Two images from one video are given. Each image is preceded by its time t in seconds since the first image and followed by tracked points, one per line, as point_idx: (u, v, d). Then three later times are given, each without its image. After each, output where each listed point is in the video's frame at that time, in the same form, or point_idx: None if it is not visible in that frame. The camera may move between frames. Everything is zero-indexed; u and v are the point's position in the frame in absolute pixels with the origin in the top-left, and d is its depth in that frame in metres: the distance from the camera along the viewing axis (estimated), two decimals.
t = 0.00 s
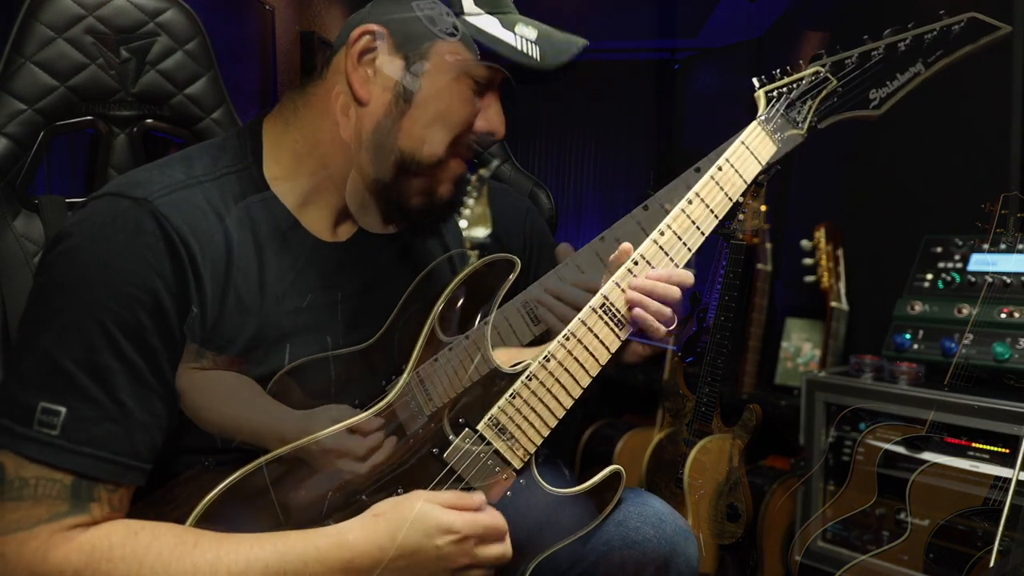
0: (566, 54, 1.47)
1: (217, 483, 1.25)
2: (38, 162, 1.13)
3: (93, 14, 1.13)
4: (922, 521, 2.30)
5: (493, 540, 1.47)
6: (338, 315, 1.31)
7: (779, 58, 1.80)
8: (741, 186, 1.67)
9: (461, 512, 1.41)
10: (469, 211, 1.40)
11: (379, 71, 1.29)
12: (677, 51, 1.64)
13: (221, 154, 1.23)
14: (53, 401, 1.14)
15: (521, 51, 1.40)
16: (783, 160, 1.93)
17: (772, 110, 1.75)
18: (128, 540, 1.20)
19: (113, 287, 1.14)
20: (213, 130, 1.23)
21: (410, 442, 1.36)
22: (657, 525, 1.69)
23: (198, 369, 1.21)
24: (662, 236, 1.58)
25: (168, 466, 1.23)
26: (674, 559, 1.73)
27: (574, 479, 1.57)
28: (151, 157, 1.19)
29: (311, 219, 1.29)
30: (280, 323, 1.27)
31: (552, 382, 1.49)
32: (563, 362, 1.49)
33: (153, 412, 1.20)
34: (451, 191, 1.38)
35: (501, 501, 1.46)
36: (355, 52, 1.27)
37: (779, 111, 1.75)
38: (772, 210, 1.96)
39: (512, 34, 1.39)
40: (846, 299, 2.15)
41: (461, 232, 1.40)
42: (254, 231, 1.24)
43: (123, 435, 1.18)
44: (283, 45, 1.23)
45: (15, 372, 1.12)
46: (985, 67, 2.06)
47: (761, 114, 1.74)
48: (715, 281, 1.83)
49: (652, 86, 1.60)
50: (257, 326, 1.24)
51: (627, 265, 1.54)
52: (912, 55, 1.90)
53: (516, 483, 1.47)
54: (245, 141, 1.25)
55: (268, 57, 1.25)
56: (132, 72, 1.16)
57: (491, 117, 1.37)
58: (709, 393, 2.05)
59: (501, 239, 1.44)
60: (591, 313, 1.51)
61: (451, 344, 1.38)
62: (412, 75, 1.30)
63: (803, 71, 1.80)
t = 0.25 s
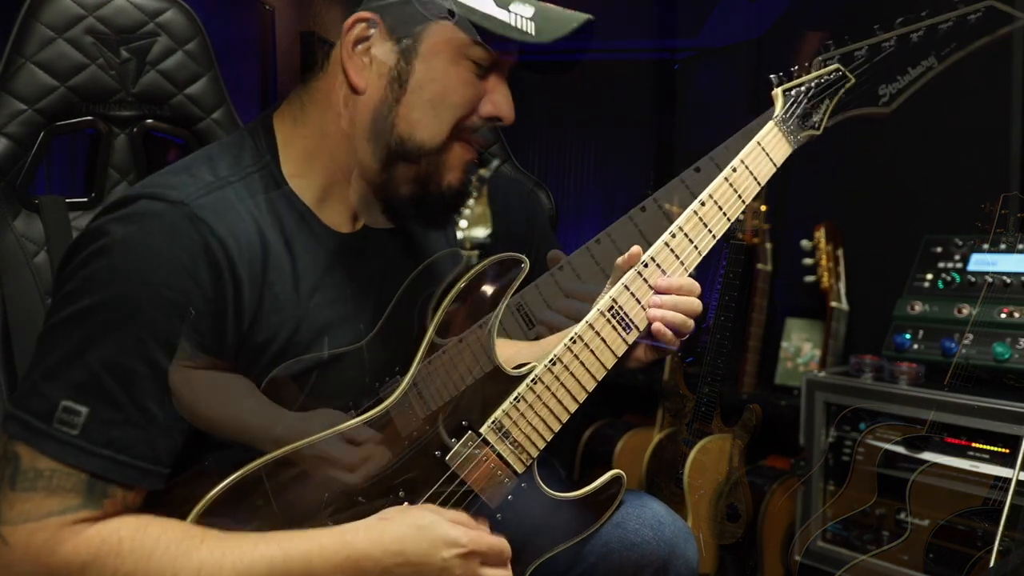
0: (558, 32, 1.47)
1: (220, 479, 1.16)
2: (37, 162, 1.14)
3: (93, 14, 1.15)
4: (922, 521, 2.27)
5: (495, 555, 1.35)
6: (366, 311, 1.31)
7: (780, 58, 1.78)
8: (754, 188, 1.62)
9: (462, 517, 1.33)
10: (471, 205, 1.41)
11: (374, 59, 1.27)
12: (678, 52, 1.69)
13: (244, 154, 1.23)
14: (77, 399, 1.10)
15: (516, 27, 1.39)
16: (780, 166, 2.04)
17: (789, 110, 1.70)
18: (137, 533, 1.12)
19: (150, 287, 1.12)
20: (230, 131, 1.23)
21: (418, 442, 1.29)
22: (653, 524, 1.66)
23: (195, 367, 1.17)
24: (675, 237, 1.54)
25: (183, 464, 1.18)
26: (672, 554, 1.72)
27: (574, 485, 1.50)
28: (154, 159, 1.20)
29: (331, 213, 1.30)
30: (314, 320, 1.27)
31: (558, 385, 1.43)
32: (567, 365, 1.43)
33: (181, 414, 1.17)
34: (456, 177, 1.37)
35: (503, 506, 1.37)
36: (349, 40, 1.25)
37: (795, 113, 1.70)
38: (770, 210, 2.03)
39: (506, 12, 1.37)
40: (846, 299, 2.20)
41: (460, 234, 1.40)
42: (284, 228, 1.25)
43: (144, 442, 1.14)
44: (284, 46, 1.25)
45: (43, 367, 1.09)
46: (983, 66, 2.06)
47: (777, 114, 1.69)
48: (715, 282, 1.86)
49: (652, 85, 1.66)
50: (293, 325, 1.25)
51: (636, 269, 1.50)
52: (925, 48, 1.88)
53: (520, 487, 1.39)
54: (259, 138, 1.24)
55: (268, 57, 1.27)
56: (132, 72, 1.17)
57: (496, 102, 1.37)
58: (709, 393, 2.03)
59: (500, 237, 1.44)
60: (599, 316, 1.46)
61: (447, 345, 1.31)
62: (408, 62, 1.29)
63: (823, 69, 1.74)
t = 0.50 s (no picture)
0: (591, 73, 1.38)
1: (224, 483, 1.16)
2: (37, 162, 1.18)
3: (93, 14, 1.18)
4: (923, 521, 2.24)
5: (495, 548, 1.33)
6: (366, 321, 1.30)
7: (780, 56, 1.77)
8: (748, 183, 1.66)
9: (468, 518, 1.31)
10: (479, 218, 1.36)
11: (404, 79, 1.27)
12: (678, 51, 1.64)
13: (252, 163, 1.26)
14: (73, 406, 1.11)
15: (546, 68, 1.32)
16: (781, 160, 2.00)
17: (781, 105, 1.74)
18: (135, 541, 1.13)
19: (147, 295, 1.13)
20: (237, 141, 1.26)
21: (416, 442, 1.26)
22: (655, 527, 1.66)
23: (191, 372, 1.18)
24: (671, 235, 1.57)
25: (182, 469, 1.18)
26: (675, 557, 1.71)
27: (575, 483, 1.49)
28: (153, 157, 1.25)
29: (335, 222, 1.29)
30: (311, 331, 1.27)
31: (556, 385, 1.42)
32: (566, 365, 1.43)
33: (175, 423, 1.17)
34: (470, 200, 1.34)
35: (504, 505, 1.37)
36: (380, 59, 1.24)
37: (788, 108, 1.74)
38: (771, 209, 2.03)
39: (539, 50, 1.31)
40: (847, 298, 2.20)
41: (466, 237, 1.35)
42: (285, 237, 1.26)
43: (141, 448, 1.14)
44: (283, 49, 1.21)
45: (42, 373, 1.10)
46: (980, 67, 2.08)
47: (770, 110, 1.73)
48: (716, 279, 1.89)
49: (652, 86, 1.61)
50: (292, 333, 1.25)
51: (634, 266, 1.52)
52: (922, 47, 1.98)
53: (520, 487, 1.37)
54: (267, 144, 1.27)
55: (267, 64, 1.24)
56: (132, 72, 1.21)
57: (515, 127, 1.34)
58: (709, 393, 1.98)
59: (500, 237, 1.38)
60: (596, 315, 1.48)
61: (446, 348, 1.28)
62: (438, 89, 1.28)
63: (812, 65, 1.80)
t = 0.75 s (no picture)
0: (612, 87, 1.14)
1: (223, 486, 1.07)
2: (37, 162, 1.37)
3: (94, 15, 1.39)
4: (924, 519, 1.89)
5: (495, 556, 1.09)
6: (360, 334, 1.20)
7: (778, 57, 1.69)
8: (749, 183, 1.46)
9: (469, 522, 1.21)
10: (480, 223, 1.22)
11: (417, 86, 1.10)
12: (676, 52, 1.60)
13: (254, 164, 1.16)
14: (66, 404, 0.93)
15: (557, 80, 1.10)
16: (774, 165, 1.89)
17: (780, 104, 1.55)
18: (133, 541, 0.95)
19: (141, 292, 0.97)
20: (245, 145, 1.20)
21: (418, 444, 1.18)
22: (657, 526, 1.40)
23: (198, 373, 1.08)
24: (668, 232, 1.40)
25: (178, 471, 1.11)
26: (678, 564, 1.40)
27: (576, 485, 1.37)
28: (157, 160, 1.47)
29: (337, 229, 1.18)
30: (304, 341, 1.12)
31: (553, 384, 1.30)
32: (565, 364, 1.31)
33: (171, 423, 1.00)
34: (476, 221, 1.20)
35: (502, 506, 1.26)
36: (392, 67, 1.09)
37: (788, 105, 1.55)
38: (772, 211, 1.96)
39: (553, 63, 1.10)
40: (844, 298, 2.30)
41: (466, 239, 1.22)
42: (284, 241, 1.13)
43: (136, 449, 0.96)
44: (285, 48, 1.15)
45: (35, 375, 0.95)
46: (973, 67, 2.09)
47: (769, 108, 1.54)
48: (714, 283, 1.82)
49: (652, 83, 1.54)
50: (281, 342, 1.10)
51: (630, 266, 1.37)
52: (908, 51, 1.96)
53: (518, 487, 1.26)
54: (277, 148, 1.18)
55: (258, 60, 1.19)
56: (132, 72, 1.41)
57: (524, 139, 1.14)
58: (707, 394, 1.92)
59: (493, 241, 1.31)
60: (594, 314, 1.34)
61: (438, 350, 1.21)
62: (450, 99, 1.09)
63: (813, 63, 1.62)
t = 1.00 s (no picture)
0: (617, 95, 1.13)
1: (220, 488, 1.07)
2: (36, 161, 1.38)
3: (94, 15, 1.39)
4: (924, 520, 1.89)
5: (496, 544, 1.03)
6: (352, 339, 1.20)
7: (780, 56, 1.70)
8: (750, 183, 1.46)
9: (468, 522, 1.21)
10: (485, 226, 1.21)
11: (422, 93, 1.09)
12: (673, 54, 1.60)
13: (250, 171, 1.16)
14: (58, 409, 0.92)
15: (565, 87, 1.09)
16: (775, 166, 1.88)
17: (780, 104, 1.55)
18: (128, 546, 0.94)
19: (129, 294, 0.96)
20: (245, 147, 1.20)
21: (416, 445, 1.18)
22: (658, 527, 1.40)
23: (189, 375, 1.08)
24: (667, 233, 1.40)
25: (176, 473, 1.11)
26: (678, 566, 1.41)
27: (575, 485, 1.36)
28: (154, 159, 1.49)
29: (336, 233, 1.18)
30: (295, 347, 1.13)
31: (552, 385, 1.29)
32: (565, 364, 1.31)
33: (161, 427, 0.99)
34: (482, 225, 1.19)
35: (502, 505, 1.26)
36: (397, 73, 1.09)
37: (788, 106, 1.55)
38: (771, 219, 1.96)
39: (561, 68, 1.10)
40: (845, 298, 2.30)
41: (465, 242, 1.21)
42: (276, 242, 1.13)
43: (128, 454, 0.96)
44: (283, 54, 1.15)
45: (25, 379, 0.94)
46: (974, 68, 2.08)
47: (770, 108, 1.54)
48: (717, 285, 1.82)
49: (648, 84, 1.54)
50: (271, 349, 1.10)
51: (629, 265, 1.37)
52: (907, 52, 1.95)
53: (518, 487, 1.26)
54: (274, 154, 1.18)
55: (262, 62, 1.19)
56: (132, 71, 1.41)
57: (530, 146, 1.13)
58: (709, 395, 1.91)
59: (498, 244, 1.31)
60: (594, 314, 1.34)
61: (438, 349, 1.21)
62: (456, 105, 1.08)
63: (813, 63, 1.62)
